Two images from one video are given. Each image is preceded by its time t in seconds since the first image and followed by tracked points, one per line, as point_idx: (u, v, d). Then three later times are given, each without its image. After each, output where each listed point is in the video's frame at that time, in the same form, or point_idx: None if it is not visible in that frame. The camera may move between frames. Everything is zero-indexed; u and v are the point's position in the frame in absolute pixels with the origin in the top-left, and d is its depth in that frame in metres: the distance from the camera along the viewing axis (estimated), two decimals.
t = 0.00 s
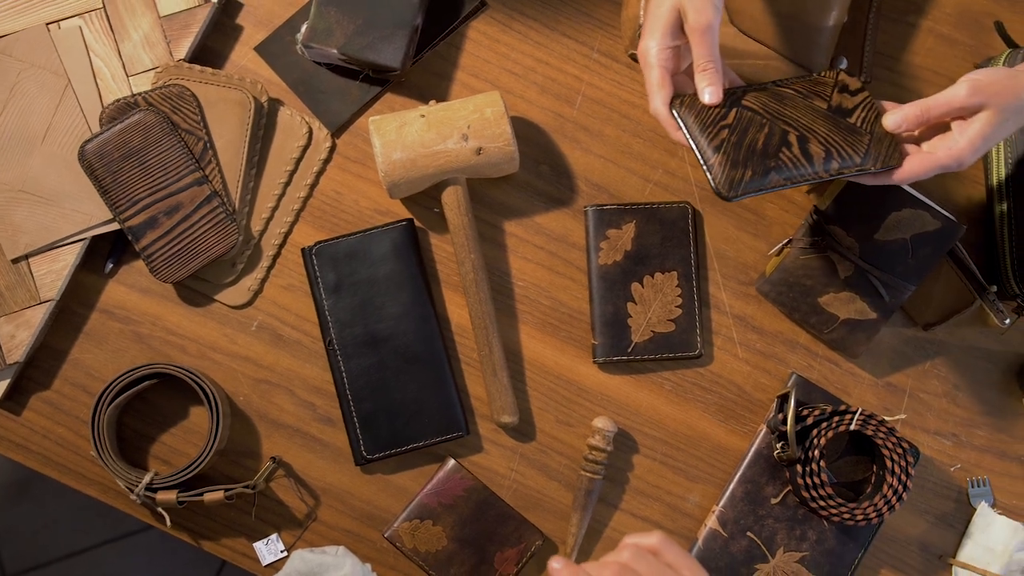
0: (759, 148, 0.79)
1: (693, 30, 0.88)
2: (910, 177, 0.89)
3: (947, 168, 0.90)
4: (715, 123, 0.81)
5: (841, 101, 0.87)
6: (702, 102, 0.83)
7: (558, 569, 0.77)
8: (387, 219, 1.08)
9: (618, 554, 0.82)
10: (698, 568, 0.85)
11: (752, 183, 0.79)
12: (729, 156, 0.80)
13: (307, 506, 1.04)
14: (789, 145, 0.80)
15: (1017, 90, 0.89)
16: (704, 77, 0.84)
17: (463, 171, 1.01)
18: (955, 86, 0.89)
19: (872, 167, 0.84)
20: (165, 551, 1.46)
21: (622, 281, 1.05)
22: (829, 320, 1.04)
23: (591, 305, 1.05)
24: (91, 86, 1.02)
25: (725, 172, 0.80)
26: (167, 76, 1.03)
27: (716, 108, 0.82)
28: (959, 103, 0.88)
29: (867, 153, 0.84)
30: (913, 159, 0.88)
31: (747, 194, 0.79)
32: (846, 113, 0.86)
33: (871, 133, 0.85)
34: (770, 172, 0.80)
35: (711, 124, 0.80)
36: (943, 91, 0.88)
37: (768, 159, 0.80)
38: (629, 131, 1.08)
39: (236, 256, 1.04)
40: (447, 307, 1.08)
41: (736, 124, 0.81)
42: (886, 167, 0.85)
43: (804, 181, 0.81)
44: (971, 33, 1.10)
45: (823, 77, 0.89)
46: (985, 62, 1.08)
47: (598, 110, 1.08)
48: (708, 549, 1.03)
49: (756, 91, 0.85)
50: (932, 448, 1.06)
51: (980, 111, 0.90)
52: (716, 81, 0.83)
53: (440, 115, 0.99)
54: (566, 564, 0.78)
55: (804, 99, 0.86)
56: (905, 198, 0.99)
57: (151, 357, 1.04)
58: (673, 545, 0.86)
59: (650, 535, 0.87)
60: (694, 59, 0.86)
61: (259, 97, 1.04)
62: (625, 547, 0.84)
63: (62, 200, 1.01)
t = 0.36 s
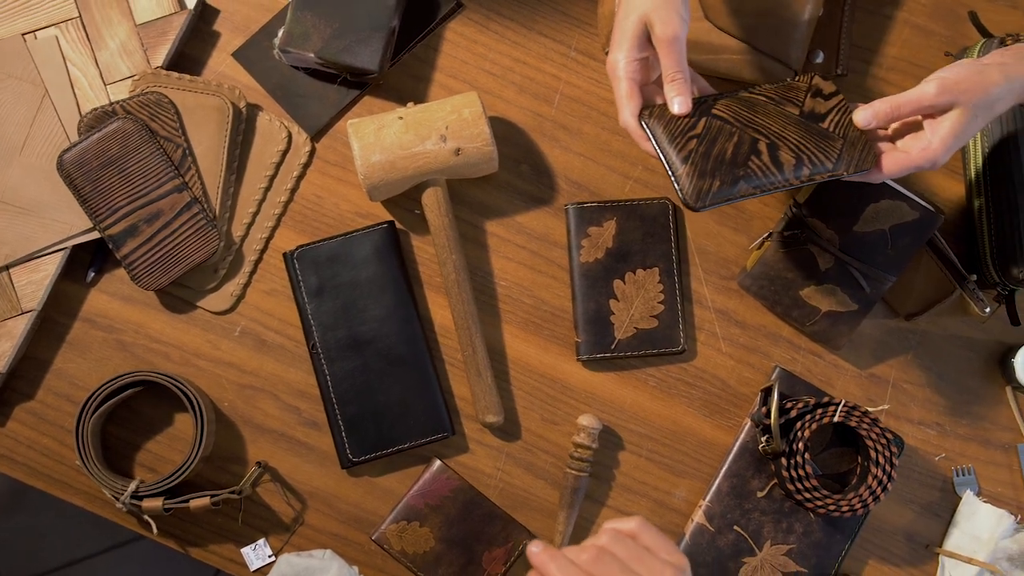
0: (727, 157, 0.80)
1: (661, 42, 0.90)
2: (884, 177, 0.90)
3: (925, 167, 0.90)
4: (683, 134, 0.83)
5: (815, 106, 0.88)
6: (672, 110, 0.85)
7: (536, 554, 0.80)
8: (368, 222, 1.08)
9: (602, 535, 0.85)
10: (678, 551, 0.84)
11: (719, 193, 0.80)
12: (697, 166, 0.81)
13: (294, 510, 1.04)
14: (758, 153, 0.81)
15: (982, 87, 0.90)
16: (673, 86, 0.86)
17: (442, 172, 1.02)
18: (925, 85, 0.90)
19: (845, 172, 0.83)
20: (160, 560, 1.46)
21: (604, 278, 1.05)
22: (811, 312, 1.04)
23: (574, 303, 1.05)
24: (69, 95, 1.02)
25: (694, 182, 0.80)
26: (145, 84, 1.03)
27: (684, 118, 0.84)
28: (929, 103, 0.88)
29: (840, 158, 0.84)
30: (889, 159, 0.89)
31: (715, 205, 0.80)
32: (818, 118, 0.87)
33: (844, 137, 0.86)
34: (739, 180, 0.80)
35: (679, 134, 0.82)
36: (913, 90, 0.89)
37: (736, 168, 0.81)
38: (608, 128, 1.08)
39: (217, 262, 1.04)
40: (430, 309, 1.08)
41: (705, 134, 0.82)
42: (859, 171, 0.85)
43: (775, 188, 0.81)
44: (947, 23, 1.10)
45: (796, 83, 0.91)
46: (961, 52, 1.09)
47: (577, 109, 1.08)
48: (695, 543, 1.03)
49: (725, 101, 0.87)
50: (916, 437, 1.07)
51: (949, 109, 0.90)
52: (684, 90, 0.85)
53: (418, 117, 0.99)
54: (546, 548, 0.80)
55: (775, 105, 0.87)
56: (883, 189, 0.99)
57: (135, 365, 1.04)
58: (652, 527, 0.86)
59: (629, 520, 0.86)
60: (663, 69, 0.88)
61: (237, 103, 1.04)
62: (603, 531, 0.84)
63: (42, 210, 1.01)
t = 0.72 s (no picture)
0: (694, 166, 0.83)
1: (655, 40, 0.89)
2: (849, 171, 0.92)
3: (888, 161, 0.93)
4: (653, 142, 0.85)
5: (789, 98, 0.89)
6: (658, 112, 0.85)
7: (511, 527, 0.72)
8: (347, 225, 1.08)
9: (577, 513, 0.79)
10: (654, 530, 0.79)
11: (687, 203, 0.83)
12: (665, 177, 0.83)
13: (279, 516, 1.04)
14: (726, 158, 0.84)
15: (954, 80, 0.90)
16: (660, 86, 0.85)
17: (420, 174, 1.02)
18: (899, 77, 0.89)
19: (811, 170, 0.87)
20: None
21: (584, 276, 1.05)
22: (791, 306, 1.05)
23: (555, 302, 1.06)
24: (44, 105, 1.02)
25: (659, 194, 0.84)
26: (120, 92, 1.02)
27: (656, 121, 0.85)
28: (900, 97, 0.89)
29: (808, 156, 0.86)
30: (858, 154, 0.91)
31: (680, 215, 0.84)
32: (792, 112, 0.88)
33: (814, 133, 0.88)
34: (705, 189, 0.83)
35: (648, 143, 0.84)
36: (887, 83, 0.89)
37: (703, 176, 0.83)
38: (585, 127, 1.09)
39: (197, 268, 1.04)
40: (411, 311, 1.08)
41: (674, 140, 0.84)
42: (826, 168, 0.88)
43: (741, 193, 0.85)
44: (921, 16, 1.11)
45: (773, 69, 0.91)
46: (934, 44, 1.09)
47: (553, 108, 1.08)
48: (681, 540, 1.03)
49: (701, 97, 0.88)
50: (899, 429, 1.07)
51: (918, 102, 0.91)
52: (668, 91, 0.85)
53: (394, 119, 0.99)
54: (521, 521, 0.73)
55: (750, 100, 0.88)
56: (858, 182, 1.00)
57: (117, 373, 1.04)
58: (626, 508, 0.81)
59: (605, 498, 0.82)
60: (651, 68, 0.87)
61: (214, 109, 1.04)
62: (578, 506, 0.79)
63: (19, 220, 1.01)
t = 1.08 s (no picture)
0: (691, 160, 0.85)
1: (687, 45, 0.91)
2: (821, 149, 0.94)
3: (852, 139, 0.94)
4: (647, 142, 0.87)
5: (764, 77, 0.90)
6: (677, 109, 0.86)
7: (479, 499, 0.74)
8: (327, 230, 1.08)
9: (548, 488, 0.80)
10: (620, 507, 0.80)
11: (690, 196, 0.86)
12: (665, 174, 0.86)
13: (264, 522, 1.04)
14: (719, 146, 0.86)
15: (913, 58, 0.92)
16: (690, 86, 0.86)
17: (398, 177, 1.02)
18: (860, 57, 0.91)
19: (802, 144, 0.88)
20: None
21: (564, 275, 1.05)
22: (771, 301, 1.05)
23: (536, 302, 1.06)
24: (21, 116, 1.02)
25: (664, 192, 0.86)
26: (96, 102, 1.02)
27: (644, 122, 0.88)
28: (864, 74, 0.91)
29: (795, 130, 0.87)
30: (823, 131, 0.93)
31: (685, 209, 0.86)
32: (770, 91, 0.89)
33: (795, 109, 0.89)
34: (705, 180, 0.86)
35: (642, 144, 0.87)
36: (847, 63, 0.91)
37: (701, 168, 0.86)
38: (563, 126, 1.09)
39: (177, 277, 1.04)
40: (393, 314, 1.08)
41: (666, 138, 0.87)
42: (813, 140, 0.89)
43: (739, 177, 0.87)
44: (895, 8, 1.11)
45: (742, 49, 0.92)
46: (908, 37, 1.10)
47: (530, 108, 1.08)
48: (667, 536, 1.03)
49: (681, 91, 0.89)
50: (883, 421, 1.07)
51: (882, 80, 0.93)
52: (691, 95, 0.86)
53: (371, 123, 1.00)
54: (489, 493, 0.75)
55: (726, 86, 0.90)
56: (834, 175, 1.00)
57: (100, 383, 1.04)
58: (595, 485, 0.81)
59: (574, 476, 0.82)
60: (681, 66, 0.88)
61: (191, 117, 1.04)
62: (546, 482, 0.80)
63: None
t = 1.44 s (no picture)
0: (673, 164, 0.86)
1: (678, 56, 0.89)
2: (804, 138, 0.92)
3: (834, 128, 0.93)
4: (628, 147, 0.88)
5: (742, 71, 0.92)
6: (678, 111, 0.85)
7: (442, 490, 0.79)
8: (307, 236, 1.08)
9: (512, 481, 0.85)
10: (582, 497, 0.84)
11: (674, 199, 0.87)
12: (648, 179, 0.86)
13: (250, 530, 1.04)
14: (700, 146, 0.86)
15: (891, 45, 0.91)
16: (687, 95, 0.86)
17: (376, 182, 1.02)
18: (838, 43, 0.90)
19: (785, 137, 0.89)
20: None
21: (545, 276, 1.05)
22: (752, 296, 1.05)
23: (517, 303, 1.06)
24: None
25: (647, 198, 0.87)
26: (72, 113, 1.02)
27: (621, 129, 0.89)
28: (846, 62, 0.89)
29: (776, 122, 0.88)
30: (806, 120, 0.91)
31: (671, 212, 0.87)
32: (749, 85, 0.91)
33: (776, 102, 0.90)
34: (688, 182, 0.86)
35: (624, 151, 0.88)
36: (826, 49, 0.89)
37: (683, 170, 0.86)
38: (540, 127, 1.09)
39: (158, 286, 1.04)
40: (374, 318, 1.08)
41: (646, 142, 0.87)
42: (796, 130, 0.90)
43: (722, 175, 0.87)
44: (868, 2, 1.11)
45: (720, 43, 0.93)
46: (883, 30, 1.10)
47: (506, 110, 1.09)
48: (653, 534, 1.03)
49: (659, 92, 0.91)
50: (866, 414, 1.08)
51: (862, 68, 0.92)
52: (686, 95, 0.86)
53: (347, 129, 1.00)
54: (449, 485, 0.80)
55: (707, 84, 0.90)
56: (810, 169, 1.01)
57: (83, 395, 1.04)
58: (558, 476, 0.85)
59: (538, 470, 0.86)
60: (677, 76, 0.86)
61: (168, 126, 1.04)
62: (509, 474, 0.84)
63: None
